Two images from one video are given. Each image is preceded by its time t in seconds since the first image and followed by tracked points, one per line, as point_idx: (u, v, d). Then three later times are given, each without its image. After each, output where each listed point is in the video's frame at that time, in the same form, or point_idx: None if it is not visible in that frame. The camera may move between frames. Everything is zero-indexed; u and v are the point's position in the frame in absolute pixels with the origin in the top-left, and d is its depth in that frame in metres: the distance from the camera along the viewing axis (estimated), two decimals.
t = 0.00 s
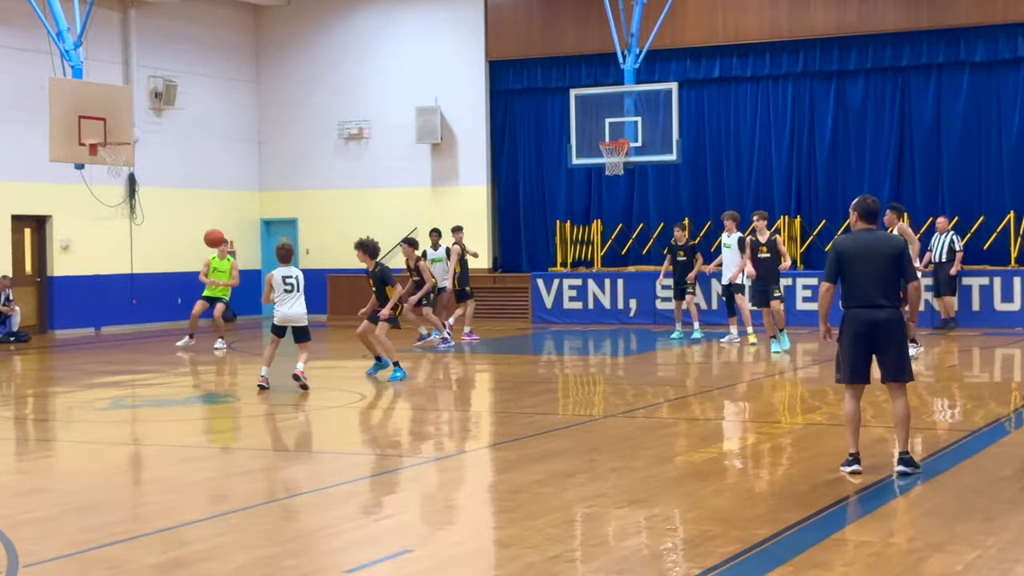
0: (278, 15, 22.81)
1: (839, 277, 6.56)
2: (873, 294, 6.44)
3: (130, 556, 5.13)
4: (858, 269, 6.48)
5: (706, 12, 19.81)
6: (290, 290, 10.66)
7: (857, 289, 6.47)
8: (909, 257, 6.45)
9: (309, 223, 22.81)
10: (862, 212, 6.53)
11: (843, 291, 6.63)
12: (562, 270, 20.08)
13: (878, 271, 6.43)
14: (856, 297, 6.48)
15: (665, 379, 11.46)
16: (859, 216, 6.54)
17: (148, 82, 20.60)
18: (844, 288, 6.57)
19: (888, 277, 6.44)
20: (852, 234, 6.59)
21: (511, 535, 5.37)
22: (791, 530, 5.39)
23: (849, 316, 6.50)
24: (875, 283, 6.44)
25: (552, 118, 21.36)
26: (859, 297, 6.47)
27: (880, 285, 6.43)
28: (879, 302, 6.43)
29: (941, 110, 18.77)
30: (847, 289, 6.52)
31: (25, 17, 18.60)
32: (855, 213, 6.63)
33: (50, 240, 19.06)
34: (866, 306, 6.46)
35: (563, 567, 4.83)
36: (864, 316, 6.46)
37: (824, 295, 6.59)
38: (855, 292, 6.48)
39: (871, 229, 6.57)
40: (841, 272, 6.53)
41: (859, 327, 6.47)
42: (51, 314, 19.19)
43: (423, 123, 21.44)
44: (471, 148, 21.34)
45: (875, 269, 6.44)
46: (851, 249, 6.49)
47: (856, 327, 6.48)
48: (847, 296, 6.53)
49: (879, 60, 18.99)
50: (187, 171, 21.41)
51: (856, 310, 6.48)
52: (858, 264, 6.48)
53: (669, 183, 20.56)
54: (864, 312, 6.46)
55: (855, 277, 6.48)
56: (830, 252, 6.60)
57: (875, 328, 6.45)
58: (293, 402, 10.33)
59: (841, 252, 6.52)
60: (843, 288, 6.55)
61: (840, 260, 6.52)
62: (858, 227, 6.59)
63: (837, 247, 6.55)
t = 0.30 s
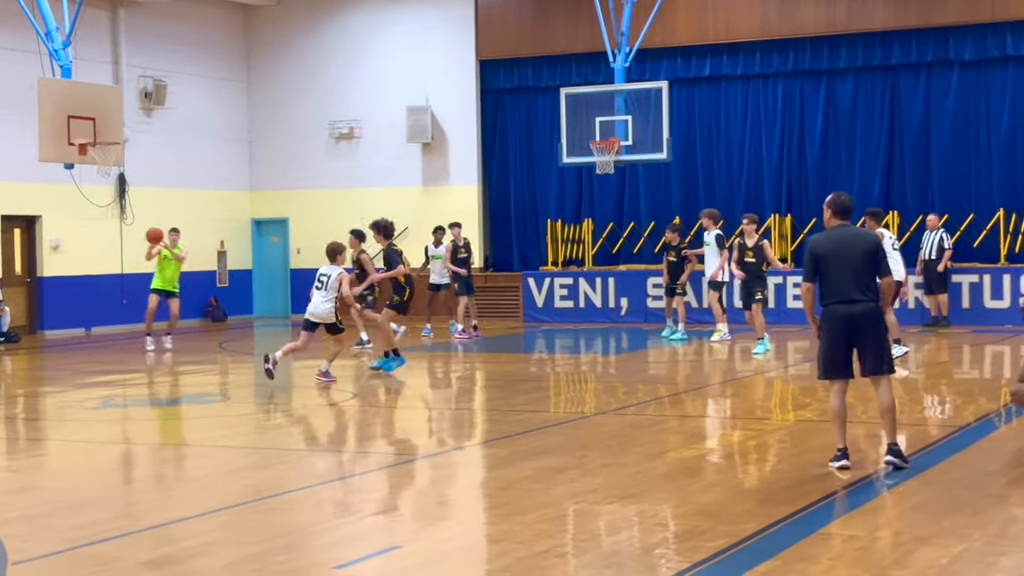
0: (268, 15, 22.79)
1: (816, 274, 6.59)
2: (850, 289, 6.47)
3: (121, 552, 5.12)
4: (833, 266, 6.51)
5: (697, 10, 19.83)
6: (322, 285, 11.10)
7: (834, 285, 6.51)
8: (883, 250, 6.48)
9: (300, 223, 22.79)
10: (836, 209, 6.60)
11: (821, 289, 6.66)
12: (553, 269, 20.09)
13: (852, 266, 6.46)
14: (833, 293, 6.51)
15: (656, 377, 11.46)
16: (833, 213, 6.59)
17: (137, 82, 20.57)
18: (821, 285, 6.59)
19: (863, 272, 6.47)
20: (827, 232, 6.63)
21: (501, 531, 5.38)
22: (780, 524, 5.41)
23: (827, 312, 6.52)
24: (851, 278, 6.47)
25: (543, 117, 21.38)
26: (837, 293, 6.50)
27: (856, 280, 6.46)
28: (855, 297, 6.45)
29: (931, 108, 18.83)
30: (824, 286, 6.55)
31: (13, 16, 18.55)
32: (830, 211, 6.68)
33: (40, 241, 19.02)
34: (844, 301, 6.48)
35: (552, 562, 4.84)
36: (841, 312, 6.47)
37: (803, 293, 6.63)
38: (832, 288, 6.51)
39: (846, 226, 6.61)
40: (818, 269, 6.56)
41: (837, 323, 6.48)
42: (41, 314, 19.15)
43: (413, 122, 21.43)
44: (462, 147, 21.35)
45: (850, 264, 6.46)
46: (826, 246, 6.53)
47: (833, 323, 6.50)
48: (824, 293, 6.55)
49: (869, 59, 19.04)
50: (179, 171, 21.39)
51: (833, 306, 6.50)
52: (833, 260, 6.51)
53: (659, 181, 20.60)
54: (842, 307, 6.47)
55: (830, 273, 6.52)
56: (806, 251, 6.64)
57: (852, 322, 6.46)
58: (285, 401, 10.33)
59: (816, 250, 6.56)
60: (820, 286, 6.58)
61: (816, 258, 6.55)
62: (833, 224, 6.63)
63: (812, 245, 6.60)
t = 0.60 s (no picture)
0: (266, 17, 22.79)
1: (810, 276, 6.60)
2: (843, 290, 6.47)
3: (118, 553, 5.12)
4: (825, 267, 6.51)
5: (695, 11, 19.83)
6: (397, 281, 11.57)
7: (827, 287, 6.51)
8: (876, 250, 6.46)
9: (298, 225, 22.78)
10: (829, 210, 6.60)
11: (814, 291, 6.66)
12: (551, 271, 20.08)
13: (844, 267, 6.46)
14: (827, 295, 6.51)
15: (654, 378, 11.45)
16: (826, 215, 6.59)
17: (135, 84, 20.57)
18: (815, 287, 6.60)
19: (856, 273, 6.46)
20: (820, 233, 6.63)
21: (499, 532, 5.38)
22: (778, 526, 5.41)
23: (821, 314, 6.52)
24: (843, 279, 6.47)
25: (541, 119, 21.38)
26: (830, 295, 6.50)
27: (848, 281, 6.45)
28: (848, 298, 6.45)
29: (929, 110, 18.84)
30: (817, 288, 6.56)
31: (11, 17, 18.56)
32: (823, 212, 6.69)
33: (38, 242, 19.01)
34: (837, 303, 6.48)
35: (549, 563, 4.83)
36: (834, 313, 6.47)
37: (797, 296, 6.64)
38: (825, 290, 6.51)
39: (840, 226, 6.60)
40: (810, 271, 6.57)
41: (830, 324, 6.48)
42: (39, 316, 19.15)
43: (411, 124, 21.43)
44: (460, 149, 21.34)
45: (842, 265, 6.47)
46: (818, 247, 6.54)
47: (827, 325, 6.50)
48: (818, 294, 6.55)
49: (867, 60, 19.05)
50: (176, 173, 21.37)
51: (827, 308, 6.50)
52: (825, 262, 6.51)
53: (657, 183, 20.60)
54: (835, 309, 6.48)
55: (823, 275, 6.52)
56: (800, 253, 6.65)
57: (846, 324, 6.46)
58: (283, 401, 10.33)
59: (808, 252, 6.56)
60: (813, 288, 6.58)
61: (808, 259, 6.56)
62: (826, 226, 6.63)
63: (805, 247, 6.61)
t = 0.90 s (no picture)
0: (281, 24, 22.87)
1: (827, 283, 6.59)
2: (859, 297, 6.45)
3: (133, 558, 5.14)
4: (841, 274, 6.50)
5: (708, 17, 19.81)
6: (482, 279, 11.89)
7: (843, 294, 6.49)
8: (893, 258, 6.44)
9: (312, 231, 22.85)
10: (846, 217, 6.55)
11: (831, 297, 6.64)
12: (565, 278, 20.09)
13: (861, 274, 6.44)
14: (843, 302, 6.49)
15: (668, 385, 11.43)
16: (844, 221, 6.55)
17: (151, 91, 20.66)
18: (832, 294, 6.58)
19: (872, 280, 6.44)
20: (837, 240, 6.61)
21: (513, 538, 5.37)
22: (793, 532, 5.39)
23: (837, 320, 6.51)
24: (859, 286, 6.45)
25: (555, 125, 21.39)
26: (846, 301, 6.48)
27: (865, 288, 6.44)
28: (865, 305, 6.43)
29: (944, 117, 18.78)
30: (833, 294, 6.54)
31: (28, 26, 18.69)
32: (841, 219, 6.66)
33: (53, 249, 19.10)
34: (853, 309, 6.46)
35: (564, 569, 4.83)
36: (850, 320, 6.46)
37: (814, 302, 6.63)
38: (841, 296, 6.49)
39: (857, 233, 6.58)
40: (827, 277, 6.56)
41: (845, 331, 6.46)
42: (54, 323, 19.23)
43: (425, 130, 21.48)
44: (474, 155, 21.37)
45: (859, 272, 6.45)
46: (835, 254, 6.52)
47: (843, 331, 6.48)
48: (834, 301, 6.54)
49: (881, 66, 19.00)
50: (190, 181, 21.45)
51: (843, 314, 6.48)
52: (842, 269, 6.50)
53: (671, 189, 20.59)
54: (850, 315, 6.46)
55: (840, 281, 6.51)
56: (817, 259, 6.64)
57: (861, 330, 6.44)
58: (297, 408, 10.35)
59: (826, 258, 6.55)
60: (830, 294, 6.57)
61: (825, 266, 6.55)
62: (844, 232, 6.61)
63: (822, 254, 6.60)
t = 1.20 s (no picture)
0: (301, 29, 22.94)
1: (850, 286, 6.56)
2: (881, 300, 6.41)
3: (154, 562, 5.15)
4: (865, 278, 6.46)
5: (727, 21, 19.76)
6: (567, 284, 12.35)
7: (866, 297, 6.46)
8: (916, 260, 6.38)
9: (332, 235, 22.92)
10: (870, 221, 6.55)
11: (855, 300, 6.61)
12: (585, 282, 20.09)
13: (883, 277, 6.40)
14: (866, 305, 6.46)
15: (688, 389, 11.40)
16: (867, 225, 6.54)
17: (172, 96, 20.76)
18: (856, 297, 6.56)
19: (895, 283, 6.39)
20: (861, 243, 6.58)
21: (533, 541, 5.36)
22: (813, 536, 5.36)
23: (861, 324, 6.49)
24: (882, 289, 6.41)
25: (574, 129, 21.39)
26: (869, 305, 6.45)
27: (888, 291, 6.40)
28: (888, 308, 6.40)
29: (965, 121, 18.68)
30: (857, 298, 6.51)
31: (51, 31, 18.82)
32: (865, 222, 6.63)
33: (75, 254, 19.21)
34: (876, 312, 6.43)
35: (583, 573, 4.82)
36: (873, 323, 6.43)
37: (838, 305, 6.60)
38: (864, 300, 6.46)
39: (881, 236, 6.54)
40: (851, 280, 6.53)
41: (869, 335, 6.44)
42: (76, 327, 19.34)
43: (444, 135, 21.51)
44: (493, 161, 21.39)
45: (881, 275, 6.41)
46: (857, 258, 6.49)
47: (866, 335, 6.46)
48: (857, 305, 6.51)
49: (902, 70, 18.90)
50: (211, 186, 21.55)
51: (866, 317, 6.46)
52: (865, 272, 6.46)
53: (691, 193, 20.55)
54: (873, 319, 6.43)
55: (863, 284, 6.47)
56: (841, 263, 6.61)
57: (885, 334, 6.41)
58: (316, 411, 10.38)
59: (848, 262, 6.51)
60: (853, 297, 6.54)
61: (848, 270, 6.51)
62: (867, 236, 6.58)
63: (845, 257, 6.56)
